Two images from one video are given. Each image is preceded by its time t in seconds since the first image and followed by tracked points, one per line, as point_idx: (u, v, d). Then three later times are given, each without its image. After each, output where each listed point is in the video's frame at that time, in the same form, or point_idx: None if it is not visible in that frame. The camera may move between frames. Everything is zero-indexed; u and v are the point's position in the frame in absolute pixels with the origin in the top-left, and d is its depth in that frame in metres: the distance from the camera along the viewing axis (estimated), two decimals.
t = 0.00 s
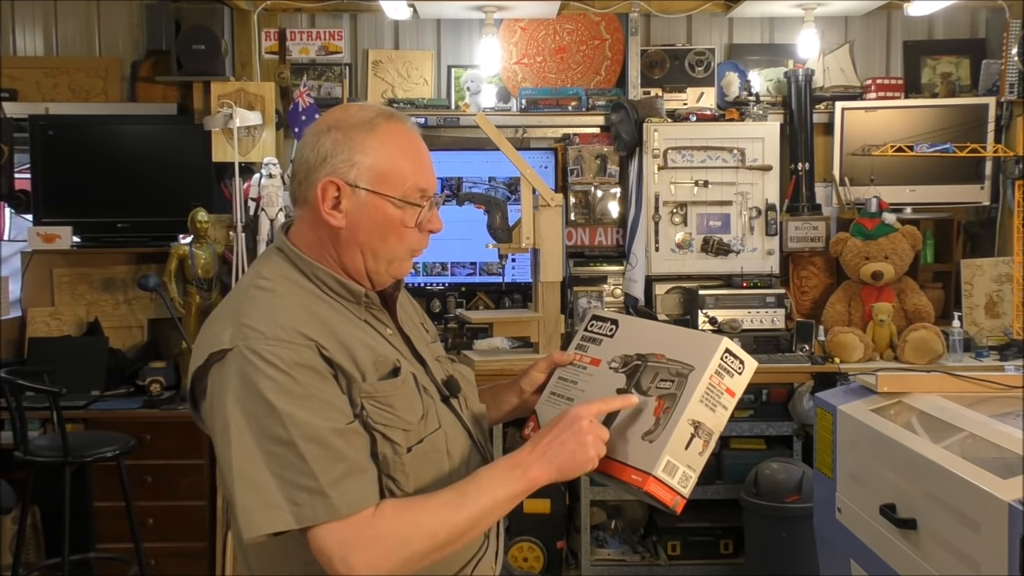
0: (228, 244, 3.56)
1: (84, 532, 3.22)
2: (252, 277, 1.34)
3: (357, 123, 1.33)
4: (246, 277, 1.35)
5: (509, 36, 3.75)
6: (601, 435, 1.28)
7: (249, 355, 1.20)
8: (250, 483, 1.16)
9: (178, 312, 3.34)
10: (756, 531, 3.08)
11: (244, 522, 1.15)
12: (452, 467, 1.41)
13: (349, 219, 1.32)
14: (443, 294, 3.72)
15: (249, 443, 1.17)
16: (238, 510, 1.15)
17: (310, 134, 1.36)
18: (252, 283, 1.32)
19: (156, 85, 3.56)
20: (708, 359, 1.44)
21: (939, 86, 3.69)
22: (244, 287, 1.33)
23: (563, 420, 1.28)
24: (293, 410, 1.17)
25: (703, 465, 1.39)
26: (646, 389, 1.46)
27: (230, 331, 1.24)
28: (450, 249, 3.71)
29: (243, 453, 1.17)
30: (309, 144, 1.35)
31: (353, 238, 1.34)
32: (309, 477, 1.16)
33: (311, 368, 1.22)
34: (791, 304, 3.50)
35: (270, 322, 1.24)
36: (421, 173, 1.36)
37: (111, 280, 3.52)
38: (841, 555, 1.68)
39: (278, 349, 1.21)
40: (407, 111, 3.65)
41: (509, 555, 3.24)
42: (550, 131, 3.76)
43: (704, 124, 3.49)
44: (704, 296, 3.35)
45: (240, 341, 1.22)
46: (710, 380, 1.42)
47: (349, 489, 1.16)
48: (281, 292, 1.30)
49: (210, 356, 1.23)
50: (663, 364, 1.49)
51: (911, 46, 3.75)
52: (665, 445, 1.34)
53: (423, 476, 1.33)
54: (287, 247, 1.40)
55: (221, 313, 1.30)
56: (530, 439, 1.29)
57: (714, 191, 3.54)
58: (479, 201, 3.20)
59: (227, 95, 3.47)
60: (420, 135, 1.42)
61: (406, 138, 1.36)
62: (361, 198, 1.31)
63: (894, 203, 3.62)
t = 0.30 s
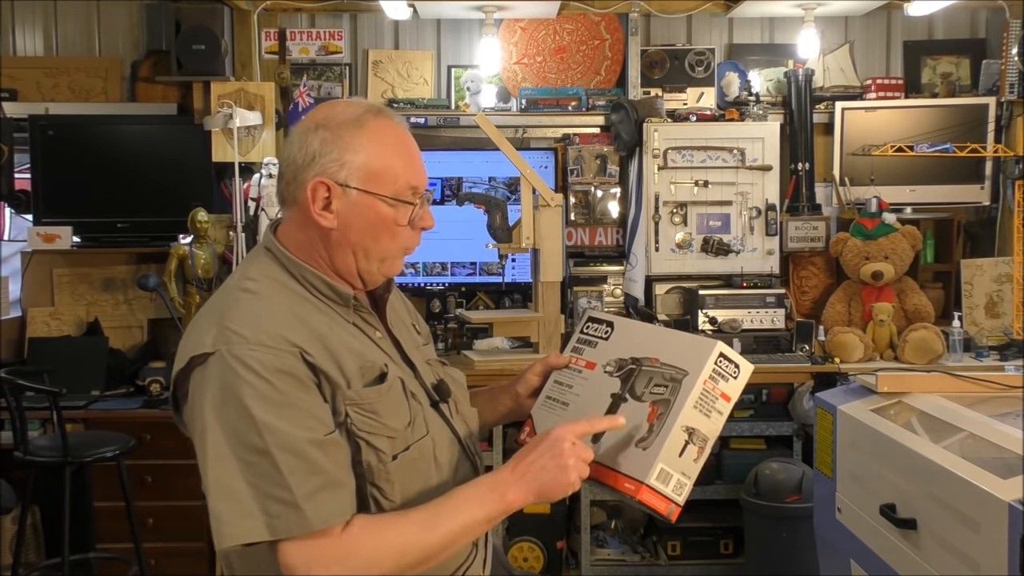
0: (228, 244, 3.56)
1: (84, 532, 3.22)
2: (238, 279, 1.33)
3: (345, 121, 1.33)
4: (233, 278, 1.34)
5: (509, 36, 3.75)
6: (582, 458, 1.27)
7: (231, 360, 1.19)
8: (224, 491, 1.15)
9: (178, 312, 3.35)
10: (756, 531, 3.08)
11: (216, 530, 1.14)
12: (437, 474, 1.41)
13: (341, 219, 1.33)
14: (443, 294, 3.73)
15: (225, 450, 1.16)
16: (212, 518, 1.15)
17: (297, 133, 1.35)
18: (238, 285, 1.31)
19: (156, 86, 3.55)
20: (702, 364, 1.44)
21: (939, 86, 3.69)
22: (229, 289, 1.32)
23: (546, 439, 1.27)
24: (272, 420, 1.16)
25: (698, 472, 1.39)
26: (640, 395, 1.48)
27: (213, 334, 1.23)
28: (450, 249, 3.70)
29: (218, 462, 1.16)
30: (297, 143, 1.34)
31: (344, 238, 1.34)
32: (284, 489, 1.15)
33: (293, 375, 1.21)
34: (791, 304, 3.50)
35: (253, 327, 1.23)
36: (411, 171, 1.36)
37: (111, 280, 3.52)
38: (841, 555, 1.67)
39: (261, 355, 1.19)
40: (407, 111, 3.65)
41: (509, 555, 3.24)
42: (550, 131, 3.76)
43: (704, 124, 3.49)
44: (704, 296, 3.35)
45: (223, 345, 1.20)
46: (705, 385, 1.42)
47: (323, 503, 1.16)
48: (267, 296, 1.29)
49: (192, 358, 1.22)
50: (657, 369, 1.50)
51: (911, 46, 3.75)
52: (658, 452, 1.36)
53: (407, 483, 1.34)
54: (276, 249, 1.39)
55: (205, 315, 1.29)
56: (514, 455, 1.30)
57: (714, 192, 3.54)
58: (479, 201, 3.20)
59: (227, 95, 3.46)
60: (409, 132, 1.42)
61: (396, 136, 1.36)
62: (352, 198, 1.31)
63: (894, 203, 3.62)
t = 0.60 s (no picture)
0: (228, 244, 3.54)
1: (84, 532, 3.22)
2: (227, 279, 1.33)
3: (336, 120, 1.33)
4: (222, 278, 1.34)
5: (509, 36, 3.75)
6: (563, 477, 1.28)
7: (216, 362, 1.18)
8: (205, 497, 1.15)
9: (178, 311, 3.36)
10: (756, 531, 3.08)
11: (197, 537, 1.14)
12: (427, 478, 1.41)
13: (330, 219, 1.33)
14: (443, 294, 3.73)
15: (207, 455, 1.16)
16: (193, 524, 1.15)
17: (287, 131, 1.35)
18: (226, 286, 1.31)
19: (156, 85, 3.59)
20: (691, 374, 1.44)
21: (939, 86, 3.69)
22: (218, 289, 1.32)
23: (527, 457, 1.29)
24: (256, 425, 1.16)
25: (690, 482, 1.41)
26: (630, 404, 1.49)
27: (199, 335, 1.23)
28: (450, 249, 3.70)
29: (200, 467, 1.16)
30: (287, 141, 1.34)
31: (333, 238, 1.35)
32: (266, 495, 1.15)
33: (278, 380, 1.21)
34: (791, 304, 3.49)
35: (239, 329, 1.23)
36: (403, 171, 1.36)
37: (110, 280, 3.52)
38: (840, 555, 1.67)
39: (246, 358, 1.19)
40: (407, 111, 3.65)
41: (509, 555, 3.24)
42: (550, 131, 3.76)
43: (704, 124, 3.49)
44: (704, 296, 3.35)
45: (209, 347, 1.20)
46: (693, 396, 1.43)
47: (305, 511, 1.16)
48: (255, 297, 1.29)
49: (177, 359, 1.22)
50: (646, 378, 1.50)
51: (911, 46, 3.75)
52: (649, 465, 1.39)
53: (395, 488, 1.33)
54: (265, 249, 1.40)
55: (193, 315, 1.28)
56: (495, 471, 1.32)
57: (713, 192, 3.54)
58: (479, 201, 3.19)
59: (227, 95, 3.46)
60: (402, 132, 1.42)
61: (388, 135, 1.36)
62: (340, 197, 1.31)
63: (894, 203, 3.62)
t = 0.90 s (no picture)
0: (228, 244, 3.54)
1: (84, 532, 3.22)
2: (217, 281, 1.33)
3: (329, 120, 1.33)
4: (212, 280, 1.34)
5: (509, 36, 3.75)
6: (552, 482, 1.29)
7: (204, 366, 1.18)
8: (192, 502, 1.15)
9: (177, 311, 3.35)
10: (756, 531, 3.08)
11: (183, 544, 1.14)
12: (418, 482, 1.41)
13: (318, 219, 1.33)
14: (443, 294, 3.73)
15: (194, 459, 1.16)
16: (178, 529, 1.14)
17: (281, 131, 1.36)
18: (216, 288, 1.31)
19: (156, 85, 3.60)
20: (687, 373, 1.44)
21: (939, 86, 3.69)
22: (207, 291, 1.32)
23: (515, 463, 1.31)
24: (243, 430, 1.15)
25: (682, 481, 1.40)
26: (627, 403, 1.49)
27: (187, 338, 1.23)
28: (450, 249, 3.70)
29: (188, 473, 1.16)
30: (280, 141, 1.35)
31: (321, 239, 1.34)
32: (253, 502, 1.15)
33: (267, 385, 1.20)
34: (791, 304, 3.49)
35: (228, 333, 1.22)
36: (395, 175, 1.36)
37: (110, 280, 3.52)
38: (840, 555, 1.68)
39: (234, 362, 1.19)
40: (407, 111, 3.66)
41: (509, 555, 3.24)
42: (550, 131, 3.75)
43: (704, 124, 3.49)
44: (704, 296, 3.35)
45: (197, 350, 1.20)
46: (689, 394, 1.42)
47: (292, 518, 1.16)
48: (245, 300, 1.29)
49: (165, 362, 1.22)
50: (645, 377, 1.50)
51: (911, 46, 3.75)
52: (640, 462, 1.38)
53: (386, 492, 1.33)
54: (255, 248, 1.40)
55: (183, 318, 1.28)
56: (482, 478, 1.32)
57: (713, 191, 3.54)
58: (479, 201, 3.19)
59: (226, 95, 3.46)
60: (397, 134, 1.42)
61: (382, 138, 1.36)
62: (330, 198, 1.31)
63: (894, 203, 3.62)
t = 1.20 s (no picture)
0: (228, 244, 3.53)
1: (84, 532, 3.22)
2: (213, 283, 1.33)
3: (335, 120, 1.33)
4: (209, 282, 1.34)
5: (509, 36, 3.75)
6: (541, 484, 1.29)
7: (198, 368, 1.18)
8: (185, 506, 1.15)
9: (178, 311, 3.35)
10: (756, 531, 3.08)
11: (176, 548, 1.15)
12: (415, 484, 1.41)
13: (320, 219, 1.32)
14: (443, 294, 3.73)
15: (187, 462, 1.16)
16: (172, 533, 1.15)
17: (284, 129, 1.35)
18: (212, 290, 1.31)
19: (156, 85, 3.62)
20: (688, 372, 1.45)
21: (939, 86, 3.69)
22: (203, 293, 1.32)
23: (505, 466, 1.30)
24: (235, 433, 1.15)
25: (674, 482, 1.36)
26: (627, 400, 1.50)
27: (182, 341, 1.23)
28: (450, 249, 3.70)
29: (181, 476, 1.16)
30: (283, 139, 1.34)
31: (322, 240, 1.34)
32: (244, 505, 1.15)
33: (260, 387, 1.20)
34: (791, 304, 3.50)
35: (223, 335, 1.22)
36: (399, 178, 1.36)
37: (110, 280, 3.51)
38: (840, 555, 1.67)
39: (228, 364, 1.19)
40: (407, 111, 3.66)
41: (509, 556, 3.24)
42: (550, 131, 3.75)
43: (704, 124, 3.49)
44: (704, 296, 3.35)
45: (191, 353, 1.20)
46: (688, 393, 1.43)
47: (283, 522, 1.16)
48: (240, 301, 1.29)
49: (160, 364, 1.22)
50: (646, 377, 1.52)
51: (911, 46, 3.75)
52: (630, 455, 1.34)
53: (383, 494, 1.33)
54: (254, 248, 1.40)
55: (178, 319, 1.28)
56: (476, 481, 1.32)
57: (713, 191, 3.54)
58: (479, 201, 3.19)
59: (226, 96, 3.47)
60: (399, 135, 1.42)
61: (385, 139, 1.36)
62: (333, 199, 1.31)
63: (894, 203, 3.62)
